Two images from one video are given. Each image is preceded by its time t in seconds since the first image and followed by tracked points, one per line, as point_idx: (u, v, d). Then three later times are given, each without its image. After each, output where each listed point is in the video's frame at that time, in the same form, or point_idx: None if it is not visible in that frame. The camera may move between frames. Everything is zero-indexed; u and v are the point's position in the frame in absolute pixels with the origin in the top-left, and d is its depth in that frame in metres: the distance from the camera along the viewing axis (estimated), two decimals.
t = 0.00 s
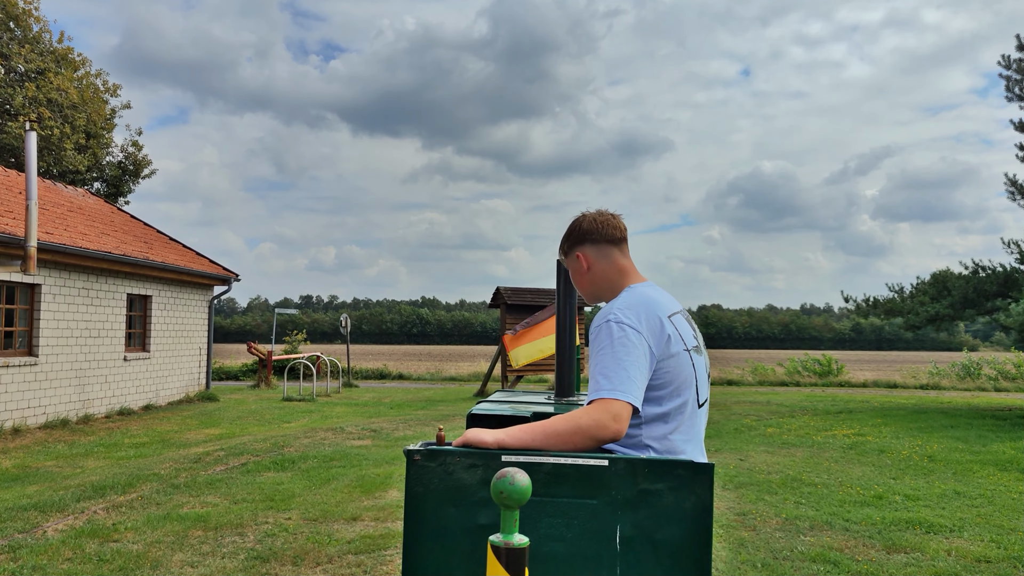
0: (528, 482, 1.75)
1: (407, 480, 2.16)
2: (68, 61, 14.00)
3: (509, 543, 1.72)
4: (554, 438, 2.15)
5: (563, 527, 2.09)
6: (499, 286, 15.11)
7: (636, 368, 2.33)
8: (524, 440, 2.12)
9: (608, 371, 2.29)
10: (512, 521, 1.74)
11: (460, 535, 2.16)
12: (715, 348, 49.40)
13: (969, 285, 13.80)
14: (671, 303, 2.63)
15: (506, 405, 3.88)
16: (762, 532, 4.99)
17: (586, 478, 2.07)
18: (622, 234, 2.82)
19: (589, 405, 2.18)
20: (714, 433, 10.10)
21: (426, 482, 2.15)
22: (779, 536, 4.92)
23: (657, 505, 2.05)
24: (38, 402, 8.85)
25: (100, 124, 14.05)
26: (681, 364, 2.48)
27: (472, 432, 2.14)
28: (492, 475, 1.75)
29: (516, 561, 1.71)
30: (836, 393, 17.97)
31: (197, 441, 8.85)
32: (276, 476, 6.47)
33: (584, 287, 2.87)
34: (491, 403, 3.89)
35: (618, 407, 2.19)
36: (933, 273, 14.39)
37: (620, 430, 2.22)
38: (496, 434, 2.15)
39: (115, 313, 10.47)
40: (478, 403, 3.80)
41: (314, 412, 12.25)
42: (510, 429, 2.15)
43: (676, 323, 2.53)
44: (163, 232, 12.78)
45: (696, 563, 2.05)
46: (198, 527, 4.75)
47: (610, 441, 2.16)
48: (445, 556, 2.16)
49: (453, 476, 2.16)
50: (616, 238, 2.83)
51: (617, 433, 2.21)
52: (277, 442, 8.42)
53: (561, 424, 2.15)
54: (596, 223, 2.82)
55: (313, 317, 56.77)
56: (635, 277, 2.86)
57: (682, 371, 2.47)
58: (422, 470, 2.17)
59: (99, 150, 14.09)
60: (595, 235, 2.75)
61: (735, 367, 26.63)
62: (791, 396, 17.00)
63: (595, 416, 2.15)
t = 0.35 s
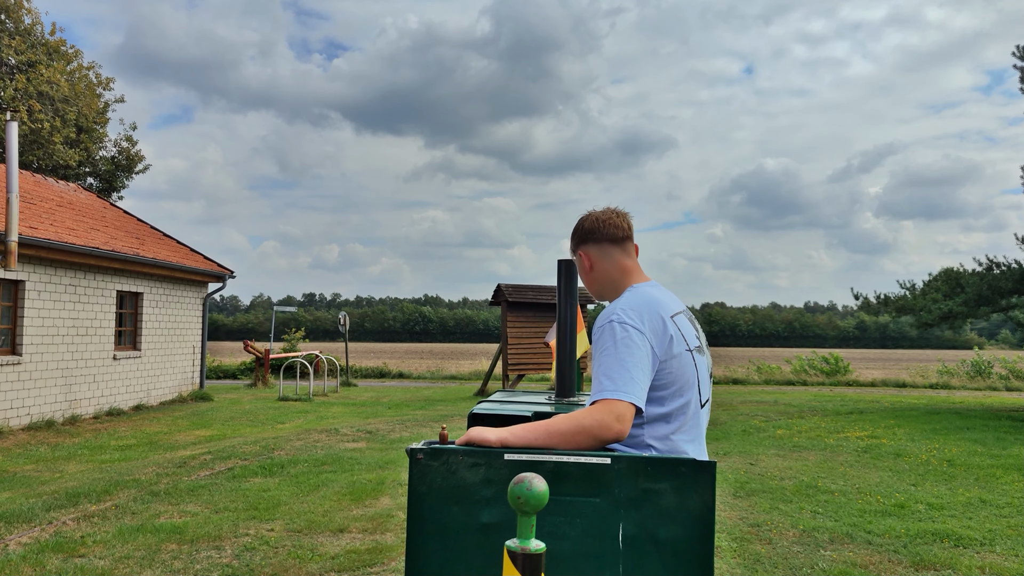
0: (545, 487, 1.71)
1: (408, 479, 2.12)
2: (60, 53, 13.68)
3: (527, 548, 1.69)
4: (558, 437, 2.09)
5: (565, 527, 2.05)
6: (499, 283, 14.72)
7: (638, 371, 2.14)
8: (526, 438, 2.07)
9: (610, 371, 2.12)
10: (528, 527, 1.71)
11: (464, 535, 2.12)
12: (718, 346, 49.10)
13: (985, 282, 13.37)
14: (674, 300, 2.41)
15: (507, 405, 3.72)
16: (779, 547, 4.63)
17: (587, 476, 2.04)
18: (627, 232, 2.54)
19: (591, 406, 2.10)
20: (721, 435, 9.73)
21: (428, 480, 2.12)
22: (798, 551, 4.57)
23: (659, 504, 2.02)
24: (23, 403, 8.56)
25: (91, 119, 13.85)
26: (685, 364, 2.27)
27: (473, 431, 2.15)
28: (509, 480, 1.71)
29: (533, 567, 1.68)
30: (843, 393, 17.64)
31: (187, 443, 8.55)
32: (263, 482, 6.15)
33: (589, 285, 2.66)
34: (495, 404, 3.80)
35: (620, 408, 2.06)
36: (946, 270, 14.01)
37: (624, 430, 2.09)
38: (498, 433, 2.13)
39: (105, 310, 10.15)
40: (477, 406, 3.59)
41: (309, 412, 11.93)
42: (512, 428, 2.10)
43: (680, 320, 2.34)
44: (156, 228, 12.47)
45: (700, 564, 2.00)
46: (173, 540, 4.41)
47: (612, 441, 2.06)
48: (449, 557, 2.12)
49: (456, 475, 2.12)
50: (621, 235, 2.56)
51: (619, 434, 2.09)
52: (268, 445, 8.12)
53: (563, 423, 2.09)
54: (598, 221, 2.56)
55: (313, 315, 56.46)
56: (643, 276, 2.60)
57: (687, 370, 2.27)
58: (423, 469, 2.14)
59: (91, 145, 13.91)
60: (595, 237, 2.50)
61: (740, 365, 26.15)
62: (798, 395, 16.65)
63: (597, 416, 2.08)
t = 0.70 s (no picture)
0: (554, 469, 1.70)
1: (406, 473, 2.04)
2: (51, 45, 13.48)
3: (536, 530, 1.70)
4: (556, 430, 2.01)
5: (563, 521, 1.98)
6: (501, 281, 14.36)
7: (636, 364, 2.14)
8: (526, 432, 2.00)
9: (608, 364, 2.11)
10: (538, 509, 1.72)
11: (464, 530, 2.03)
12: (722, 347, 48.60)
13: (1000, 280, 12.99)
14: (672, 297, 2.40)
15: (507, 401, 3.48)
16: (798, 563, 4.27)
17: (585, 470, 1.95)
18: (627, 225, 2.47)
19: (589, 399, 2.07)
20: (729, 438, 9.37)
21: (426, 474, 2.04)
22: (818, 568, 4.20)
23: (657, 497, 1.93)
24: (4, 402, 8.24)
25: (83, 113, 13.64)
26: (684, 358, 2.27)
27: (470, 424, 2.08)
28: (518, 462, 1.71)
29: (542, 548, 1.70)
30: (852, 395, 17.24)
31: (173, 445, 8.21)
32: (246, 488, 5.80)
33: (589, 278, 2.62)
34: (491, 399, 3.53)
35: (620, 400, 2.05)
36: (960, 269, 13.62)
37: (622, 424, 2.06)
38: (496, 425, 2.05)
39: (90, 307, 9.81)
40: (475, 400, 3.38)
41: (304, 412, 11.60)
42: (511, 421, 2.04)
43: (678, 314, 2.32)
44: (147, 223, 12.15)
45: (700, 558, 1.92)
46: (139, 553, 4.07)
47: (611, 435, 2.03)
48: (449, 552, 2.03)
49: (454, 468, 2.03)
50: (621, 228, 2.49)
51: (618, 428, 2.06)
52: (256, 447, 7.80)
53: (562, 415, 2.02)
54: (597, 214, 2.49)
55: (314, 314, 56.05)
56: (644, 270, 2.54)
57: (685, 363, 2.26)
58: (421, 461, 2.06)
59: (83, 139, 13.72)
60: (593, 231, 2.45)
61: (746, 366, 25.68)
62: (807, 397, 16.25)
63: (596, 408, 2.04)
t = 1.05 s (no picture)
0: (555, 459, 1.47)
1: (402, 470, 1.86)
2: (40, 38, 13.26)
3: (533, 520, 1.46)
4: (555, 424, 1.84)
5: (562, 518, 1.77)
6: (502, 278, 14.01)
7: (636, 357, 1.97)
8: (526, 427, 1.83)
9: (607, 358, 1.92)
10: (536, 499, 1.49)
11: (464, 532, 1.84)
12: (727, 346, 48.12)
13: (1017, 276, 12.54)
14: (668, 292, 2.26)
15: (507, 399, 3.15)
16: None
17: (584, 465, 1.76)
18: (623, 220, 2.33)
19: (588, 394, 1.90)
20: (740, 441, 8.97)
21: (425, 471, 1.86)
22: None
23: (660, 494, 1.73)
24: None
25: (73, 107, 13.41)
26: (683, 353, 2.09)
27: (470, 421, 1.90)
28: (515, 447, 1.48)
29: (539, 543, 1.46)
30: (863, 394, 16.82)
31: (159, 448, 7.88)
32: (228, 497, 5.45)
33: (585, 275, 2.50)
34: (488, 396, 3.22)
35: (620, 395, 1.87)
36: (975, 264, 13.19)
37: (623, 419, 1.88)
38: (495, 421, 1.88)
39: (76, 305, 9.48)
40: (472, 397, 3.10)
41: (299, 414, 11.24)
42: (508, 416, 1.86)
43: (677, 307, 2.15)
44: (139, 220, 11.82)
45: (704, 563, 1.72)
46: (100, 571, 3.73)
47: (612, 429, 1.85)
48: (448, 555, 1.84)
49: (453, 465, 1.85)
50: (618, 223, 2.35)
51: (618, 424, 1.88)
52: (244, 451, 7.46)
53: (559, 409, 1.85)
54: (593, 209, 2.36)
55: (316, 314, 55.72)
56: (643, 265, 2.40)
57: (686, 357, 2.08)
58: (418, 459, 1.88)
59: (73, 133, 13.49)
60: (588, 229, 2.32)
61: (753, 365, 25.23)
62: (816, 397, 15.83)
63: (596, 403, 1.87)
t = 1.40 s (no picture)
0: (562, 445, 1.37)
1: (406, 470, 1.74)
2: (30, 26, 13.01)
3: (541, 506, 1.34)
4: (561, 426, 1.76)
5: (568, 518, 1.71)
6: (504, 276, 13.68)
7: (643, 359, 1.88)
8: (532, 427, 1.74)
9: (614, 358, 1.85)
10: (544, 485, 1.37)
11: (467, 533, 1.74)
12: (731, 346, 47.58)
13: None
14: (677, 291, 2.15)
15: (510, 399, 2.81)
16: None
17: (589, 466, 1.70)
18: (628, 221, 2.20)
19: (594, 394, 1.82)
20: (750, 445, 8.62)
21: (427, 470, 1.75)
22: None
23: (666, 496, 1.69)
24: None
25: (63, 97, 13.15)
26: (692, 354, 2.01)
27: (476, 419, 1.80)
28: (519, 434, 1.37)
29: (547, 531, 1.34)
30: (873, 397, 16.43)
31: (144, 451, 7.56)
32: (207, 505, 5.10)
33: (592, 274, 2.41)
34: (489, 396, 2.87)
35: (627, 396, 1.80)
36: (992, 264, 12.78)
37: (630, 421, 1.81)
38: (501, 420, 1.79)
39: (61, 302, 9.16)
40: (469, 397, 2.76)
41: (293, 414, 10.91)
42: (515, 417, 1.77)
43: (685, 307, 2.07)
44: (130, 214, 11.52)
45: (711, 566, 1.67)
46: None
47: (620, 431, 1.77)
48: (451, 559, 1.74)
49: (456, 465, 1.75)
50: (624, 224, 2.23)
51: (625, 425, 1.80)
52: (230, 454, 7.12)
53: (565, 411, 1.76)
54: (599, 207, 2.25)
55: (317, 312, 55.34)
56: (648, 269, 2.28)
57: (692, 357, 1.99)
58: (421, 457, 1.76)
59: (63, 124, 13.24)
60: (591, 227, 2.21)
61: (760, 366, 24.77)
62: (826, 399, 15.44)
63: (602, 403, 1.79)
